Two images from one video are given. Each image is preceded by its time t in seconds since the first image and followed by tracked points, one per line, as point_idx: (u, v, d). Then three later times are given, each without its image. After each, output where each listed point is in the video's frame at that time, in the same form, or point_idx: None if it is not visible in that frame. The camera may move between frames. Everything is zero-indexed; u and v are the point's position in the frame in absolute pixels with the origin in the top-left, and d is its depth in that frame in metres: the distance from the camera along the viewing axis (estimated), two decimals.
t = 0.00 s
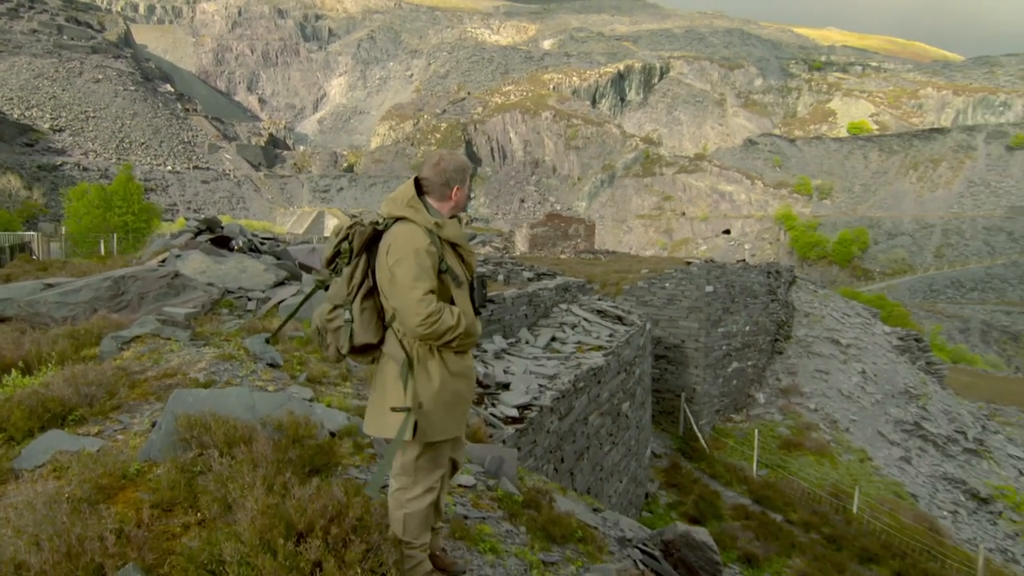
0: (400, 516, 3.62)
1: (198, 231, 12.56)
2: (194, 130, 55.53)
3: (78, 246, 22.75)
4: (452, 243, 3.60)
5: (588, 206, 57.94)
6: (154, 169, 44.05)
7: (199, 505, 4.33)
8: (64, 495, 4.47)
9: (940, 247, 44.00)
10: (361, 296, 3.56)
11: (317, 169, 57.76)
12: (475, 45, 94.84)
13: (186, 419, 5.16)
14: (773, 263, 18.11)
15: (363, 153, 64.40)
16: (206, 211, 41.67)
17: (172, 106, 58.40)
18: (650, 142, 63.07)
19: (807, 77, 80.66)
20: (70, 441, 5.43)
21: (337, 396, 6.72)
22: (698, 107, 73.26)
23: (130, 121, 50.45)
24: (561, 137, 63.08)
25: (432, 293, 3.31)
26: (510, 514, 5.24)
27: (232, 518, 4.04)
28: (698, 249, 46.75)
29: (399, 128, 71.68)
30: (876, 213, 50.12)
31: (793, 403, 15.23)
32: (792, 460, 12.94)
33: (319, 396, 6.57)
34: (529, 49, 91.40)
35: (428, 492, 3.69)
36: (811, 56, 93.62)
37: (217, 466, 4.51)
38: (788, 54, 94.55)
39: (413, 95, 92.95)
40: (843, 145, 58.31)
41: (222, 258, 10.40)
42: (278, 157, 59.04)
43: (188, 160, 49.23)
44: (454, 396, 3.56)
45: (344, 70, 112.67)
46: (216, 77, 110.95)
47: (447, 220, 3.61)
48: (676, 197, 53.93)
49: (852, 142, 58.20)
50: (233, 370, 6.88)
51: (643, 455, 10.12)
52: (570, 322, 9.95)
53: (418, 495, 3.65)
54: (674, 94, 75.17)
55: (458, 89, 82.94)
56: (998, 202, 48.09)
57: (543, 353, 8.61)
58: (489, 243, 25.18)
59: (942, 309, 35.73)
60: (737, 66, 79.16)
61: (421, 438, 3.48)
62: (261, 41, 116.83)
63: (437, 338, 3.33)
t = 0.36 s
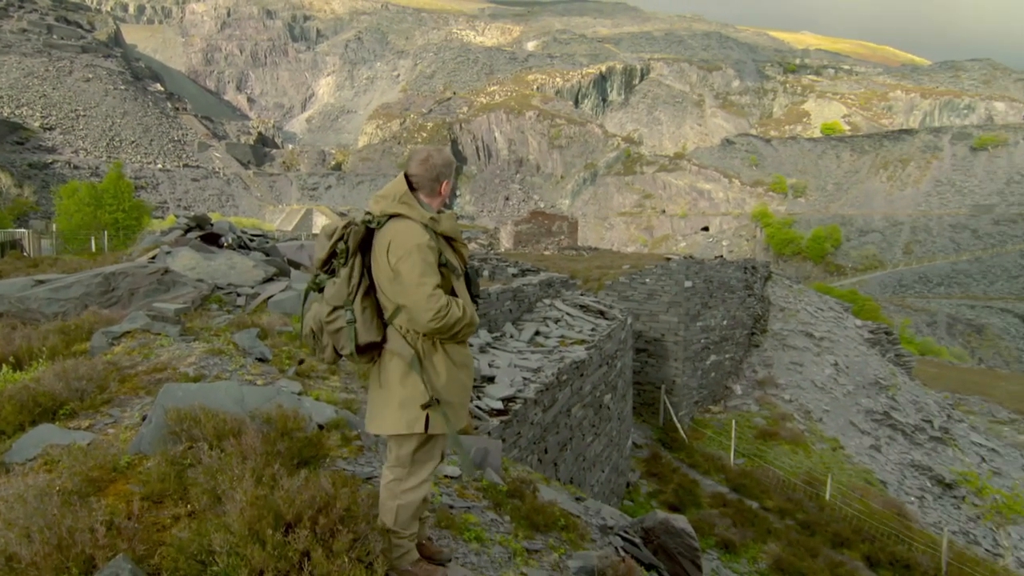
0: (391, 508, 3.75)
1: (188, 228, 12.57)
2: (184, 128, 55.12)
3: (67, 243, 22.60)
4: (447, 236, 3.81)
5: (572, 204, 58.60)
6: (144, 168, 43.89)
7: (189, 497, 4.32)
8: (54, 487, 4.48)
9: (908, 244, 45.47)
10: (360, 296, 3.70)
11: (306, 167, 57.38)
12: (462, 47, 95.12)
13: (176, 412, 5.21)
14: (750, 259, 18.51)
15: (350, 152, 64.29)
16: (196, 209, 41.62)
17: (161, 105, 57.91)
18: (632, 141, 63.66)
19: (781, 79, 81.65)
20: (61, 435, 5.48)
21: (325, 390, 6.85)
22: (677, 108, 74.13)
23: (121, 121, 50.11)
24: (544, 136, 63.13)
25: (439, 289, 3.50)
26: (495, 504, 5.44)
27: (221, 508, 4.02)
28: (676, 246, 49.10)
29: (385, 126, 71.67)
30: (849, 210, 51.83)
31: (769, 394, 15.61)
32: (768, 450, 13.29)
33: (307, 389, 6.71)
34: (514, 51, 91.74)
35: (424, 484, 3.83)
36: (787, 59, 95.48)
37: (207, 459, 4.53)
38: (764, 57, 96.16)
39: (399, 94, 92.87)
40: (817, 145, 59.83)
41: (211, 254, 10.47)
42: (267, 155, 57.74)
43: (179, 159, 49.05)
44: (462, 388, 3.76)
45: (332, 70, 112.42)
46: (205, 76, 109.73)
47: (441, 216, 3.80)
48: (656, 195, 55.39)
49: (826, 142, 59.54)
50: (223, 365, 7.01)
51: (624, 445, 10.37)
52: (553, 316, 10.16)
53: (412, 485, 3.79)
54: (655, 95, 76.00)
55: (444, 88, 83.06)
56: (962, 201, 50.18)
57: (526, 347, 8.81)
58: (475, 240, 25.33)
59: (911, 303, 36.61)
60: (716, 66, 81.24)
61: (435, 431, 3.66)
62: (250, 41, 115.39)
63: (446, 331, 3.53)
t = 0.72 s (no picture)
0: (376, 501, 3.82)
1: (178, 226, 12.55)
2: (174, 126, 54.77)
3: (58, 241, 22.39)
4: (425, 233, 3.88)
5: (559, 202, 58.88)
6: (135, 165, 43.60)
7: (180, 492, 4.35)
8: (44, 483, 4.51)
9: (886, 241, 46.11)
10: (341, 290, 3.78)
11: (296, 164, 57.20)
12: (450, 46, 95.05)
13: (166, 408, 5.28)
14: (732, 255, 18.74)
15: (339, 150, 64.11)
16: (186, 206, 41.40)
17: (151, 103, 57.50)
18: (618, 140, 63.95)
19: (763, 80, 82.40)
20: (50, 430, 5.51)
21: (315, 384, 6.96)
22: (662, 108, 74.67)
23: (110, 117, 49.65)
24: (531, 135, 63.27)
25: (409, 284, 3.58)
26: (483, 497, 5.57)
27: (212, 503, 4.06)
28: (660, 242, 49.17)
29: (374, 125, 71.51)
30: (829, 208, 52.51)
31: (751, 387, 15.86)
32: (750, 442, 13.52)
33: (297, 384, 6.82)
34: (501, 50, 91.64)
35: (405, 477, 3.88)
36: (769, 61, 96.42)
37: (197, 454, 4.59)
38: (747, 59, 96.94)
39: (389, 93, 92.63)
40: (798, 145, 61.12)
41: (202, 251, 10.49)
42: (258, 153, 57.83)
43: (169, 156, 48.75)
44: (440, 381, 3.82)
45: (321, 69, 111.94)
46: (195, 75, 108.23)
47: (420, 211, 3.87)
48: (641, 194, 55.88)
49: (806, 142, 61.14)
50: (213, 361, 7.07)
51: (610, 439, 10.56)
52: (541, 312, 10.31)
53: (391, 479, 3.84)
54: (640, 94, 76.39)
55: (432, 88, 82.94)
56: (937, 200, 50.88)
57: (514, 343, 8.94)
58: (463, 237, 25.37)
59: (888, 299, 37.22)
60: (699, 68, 82.30)
61: (411, 423, 3.74)
62: (240, 40, 114.14)
63: (419, 324, 3.60)
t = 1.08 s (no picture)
0: (360, 492, 3.85)
1: (170, 224, 12.56)
2: (165, 125, 54.53)
3: (50, 239, 22.26)
4: (384, 227, 3.61)
5: (549, 200, 59.08)
6: (128, 164, 43.39)
7: (173, 487, 4.40)
8: (38, 479, 4.56)
9: (868, 238, 46.58)
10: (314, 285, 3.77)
11: (288, 163, 57.03)
12: (440, 45, 95.06)
13: (158, 405, 5.33)
14: (718, 252, 18.94)
15: (331, 149, 63.95)
16: (179, 204, 41.21)
17: (142, 102, 57.17)
18: (607, 139, 64.27)
19: (748, 80, 82.99)
20: (43, 427, 5.55)
21: (307, 381, 7.03)
22: (650, 107, 75.06)
23: (102, 116, 49.37)
24: (522, 134, 63.43)
25: (346, 278, 3.38)
26: (473, 490, 5.69)
27: (204, 497, 4.11)
28: (648, 239, 49.25)
29: (364, 124, 71.42)
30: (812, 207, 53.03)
31: (737, 382, 16.10)
32: (736, 436, 13.75)
33: (289, 381, 6.88)
34: (490, 50, 91.70)
35: (384, 474, 3.83)
36: (754, 62, 97.33)
37: (190, 450, 4.65)
38: (733, 60, 97.70)
39: (380, 92, 92.47)
40: (783, 144, 62.04)
41: (193, 249, 10.52)
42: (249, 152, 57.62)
43: (161, 155, 48.57)
44: (397, 383, 3.50)
45: (312, 69, 111.62)
46: (188, 75, 106.54)
47: (380, 202, 3.63)
48: (629, 192, 56.27)
49: (791, 141, 62.08)
50: (206, 357, 7.13)
51: (599, 433, 10.72)
52: (531, 309, 10.44)
53: (370, 474, 3.82)
54: (628, 94, 76.77)
55: (422, 87, 82.83)
56: (918, 199, 51.42)
57: (504, 339, 9.05)
58: (454, 235, 25.45)
59: (871, 296, 37.74)
60: (686, 68, 82.98)
61: (361, 421, 3.59)
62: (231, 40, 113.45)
63: (355, 320, 3.38)
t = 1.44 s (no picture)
0: (347, 488, 3.91)
1: (164, 223, 12.57)
2: (159, 125, 54.34)
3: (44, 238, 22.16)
4: (359, 227, 3.64)
5: (541, 199, 59.20)
6: (122, 164, 43.19)
7: (166, 484, 4.43)
8: (32, 478, 4.58)
9: (854, 237, 46.95)
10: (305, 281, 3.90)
11: (282, 162, 56.93)
12: (432, 46, 95.15)
13: (152, 403, 5.37)
14: (708, 251, 19.08)
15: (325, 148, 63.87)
16: (173, 203, 41.02)
17: (136, 102, 56.95)
18: (598, 139, 64.51)
19: (738, 81, 83.48)
20: (36, 426, 5.56)
21: (301, 379, 7.06)
22: (641, 107, 75.28)
23: (96, 116, 49.14)
24: (514, 134, 63.60)
25: (313, 277, 3.49)
26: (465, 487, 5.76)
27: (198, 495, 4.15)
28: (640, 237, 49.57)
29: (357, 125, 71.37)
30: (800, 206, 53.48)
31: (727, 379, 16.25)
32: (726, 432, 13.88)
33: (283, 378, 6.92)
34: (483, 51, 91.80)
35: (366, 472, 3.86)
36: (743, 62, 97.99)
37: (183, 447, 4.69)
38: (722, 61, 98.27)
39: (373, 91, 92.38)
40: (771, 144, 62.68)
41: (187, 248, 10.55)
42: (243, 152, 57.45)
43: (156, 155, 48.37)
44: (361, 381, 3.53)
45: (305, 68, 111.38)
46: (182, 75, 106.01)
47: (360, 204, 3.69)
48: (620, 190, 56.56)
49: (780, 141, 62.65)
50: (200, 355, 7.14)
51: (591, 430, 10.81)
52: (523, 307, 10.53)
53: (354, 472, 3.87)
54: (620, 94, 77.05)
55: (416, 87, 82.73)
56: (903, 198, 51.75)
57: (496, 337, 9.13)
58: (446, 234, 25.50)
59: (857, 294, 38.07)
60: (676, 68, 83.35)
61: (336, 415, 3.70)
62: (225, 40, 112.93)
63: (319, 318, 3.50)
